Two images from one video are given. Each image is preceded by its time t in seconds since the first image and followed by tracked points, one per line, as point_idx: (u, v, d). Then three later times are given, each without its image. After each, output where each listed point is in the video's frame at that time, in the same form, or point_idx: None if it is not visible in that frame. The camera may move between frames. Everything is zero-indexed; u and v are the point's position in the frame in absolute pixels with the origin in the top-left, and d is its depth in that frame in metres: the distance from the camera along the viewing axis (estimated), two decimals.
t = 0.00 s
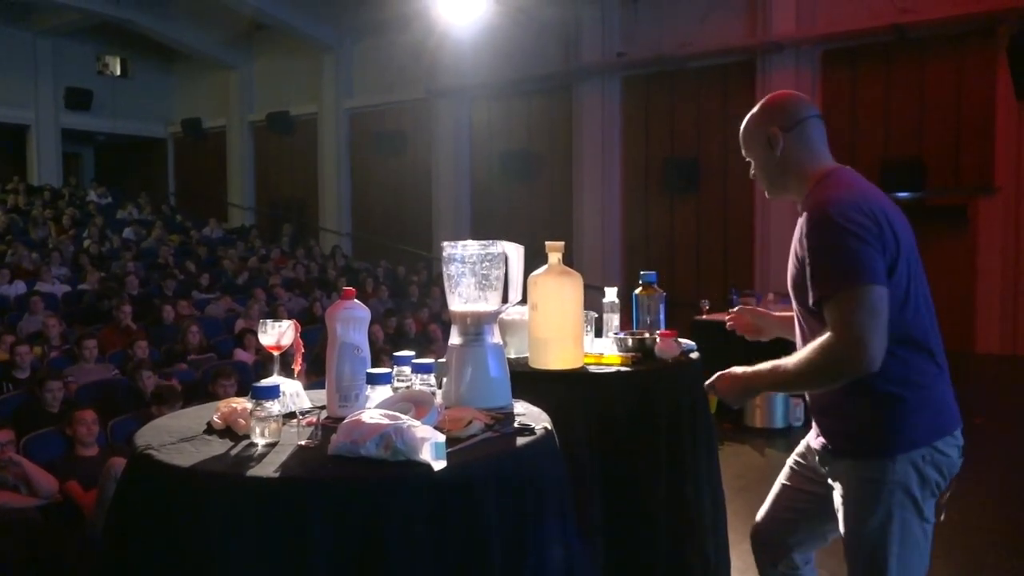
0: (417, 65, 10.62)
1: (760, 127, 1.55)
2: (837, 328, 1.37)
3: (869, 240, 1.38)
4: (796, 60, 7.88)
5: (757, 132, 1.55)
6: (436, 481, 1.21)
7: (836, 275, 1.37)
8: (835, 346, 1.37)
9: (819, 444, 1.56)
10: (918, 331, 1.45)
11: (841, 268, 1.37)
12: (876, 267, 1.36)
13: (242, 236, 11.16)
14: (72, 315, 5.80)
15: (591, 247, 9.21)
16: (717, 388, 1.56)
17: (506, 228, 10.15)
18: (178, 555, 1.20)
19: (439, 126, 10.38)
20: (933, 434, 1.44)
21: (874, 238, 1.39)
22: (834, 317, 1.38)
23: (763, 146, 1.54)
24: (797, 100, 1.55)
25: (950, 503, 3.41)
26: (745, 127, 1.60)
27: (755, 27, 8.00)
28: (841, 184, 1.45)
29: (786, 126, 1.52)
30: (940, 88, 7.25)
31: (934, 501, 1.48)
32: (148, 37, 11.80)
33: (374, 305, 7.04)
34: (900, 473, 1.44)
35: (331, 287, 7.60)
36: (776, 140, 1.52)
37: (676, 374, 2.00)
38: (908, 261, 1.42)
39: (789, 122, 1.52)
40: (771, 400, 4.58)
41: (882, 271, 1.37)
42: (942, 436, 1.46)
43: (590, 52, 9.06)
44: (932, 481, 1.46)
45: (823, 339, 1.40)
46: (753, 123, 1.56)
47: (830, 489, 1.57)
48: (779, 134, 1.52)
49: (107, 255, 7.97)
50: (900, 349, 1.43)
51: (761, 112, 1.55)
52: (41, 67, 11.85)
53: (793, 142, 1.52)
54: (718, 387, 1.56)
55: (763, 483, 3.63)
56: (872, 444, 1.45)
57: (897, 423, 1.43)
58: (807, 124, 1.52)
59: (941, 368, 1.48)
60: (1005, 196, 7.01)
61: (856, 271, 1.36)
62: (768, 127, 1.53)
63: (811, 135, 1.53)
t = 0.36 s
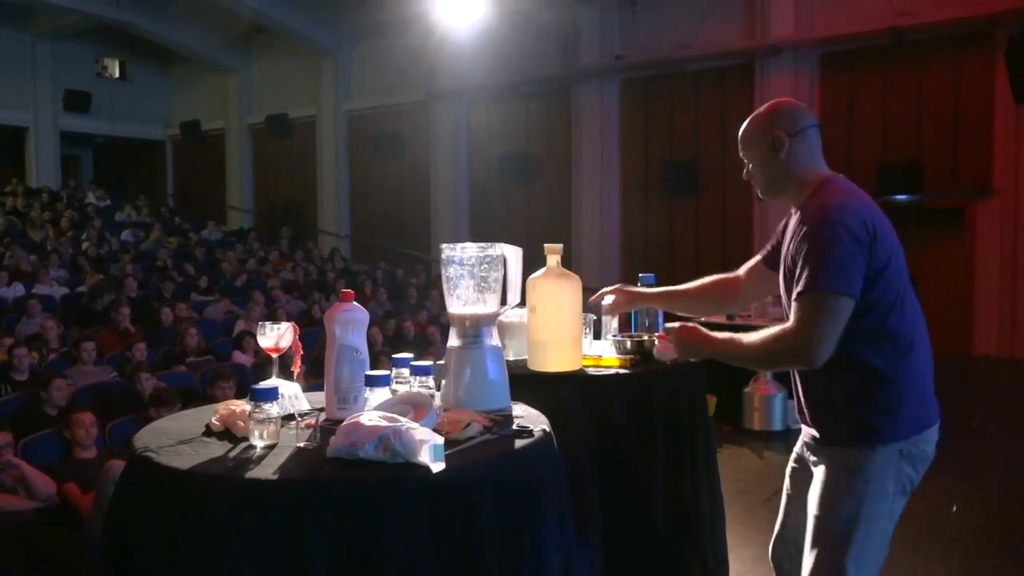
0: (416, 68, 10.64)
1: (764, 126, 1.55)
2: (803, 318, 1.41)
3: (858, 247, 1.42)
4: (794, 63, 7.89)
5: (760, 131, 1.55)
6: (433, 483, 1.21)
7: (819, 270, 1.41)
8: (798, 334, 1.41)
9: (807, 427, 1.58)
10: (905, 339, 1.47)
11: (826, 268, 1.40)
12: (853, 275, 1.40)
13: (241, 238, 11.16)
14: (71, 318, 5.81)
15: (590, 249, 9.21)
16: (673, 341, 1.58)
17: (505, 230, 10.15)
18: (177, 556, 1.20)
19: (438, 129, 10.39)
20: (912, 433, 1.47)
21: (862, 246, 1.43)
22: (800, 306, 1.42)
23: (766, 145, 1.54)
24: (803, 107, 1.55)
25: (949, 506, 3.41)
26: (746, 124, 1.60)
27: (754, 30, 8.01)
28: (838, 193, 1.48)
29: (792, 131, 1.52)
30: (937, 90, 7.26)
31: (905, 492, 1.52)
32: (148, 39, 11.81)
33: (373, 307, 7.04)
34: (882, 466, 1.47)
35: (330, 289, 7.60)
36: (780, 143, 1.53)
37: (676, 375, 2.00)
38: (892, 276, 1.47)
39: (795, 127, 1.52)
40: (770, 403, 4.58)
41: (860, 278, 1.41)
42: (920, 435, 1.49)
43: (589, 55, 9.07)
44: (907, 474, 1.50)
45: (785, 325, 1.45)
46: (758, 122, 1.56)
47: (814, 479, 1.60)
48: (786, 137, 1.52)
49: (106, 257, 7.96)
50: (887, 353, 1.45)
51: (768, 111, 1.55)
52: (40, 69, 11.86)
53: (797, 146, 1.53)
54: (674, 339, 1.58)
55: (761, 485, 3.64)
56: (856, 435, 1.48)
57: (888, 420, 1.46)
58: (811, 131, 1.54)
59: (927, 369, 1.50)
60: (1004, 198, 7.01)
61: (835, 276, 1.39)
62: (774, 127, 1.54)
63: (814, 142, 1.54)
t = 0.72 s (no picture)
0: (415, 69, 10.64)
1: (771, 112, 1.52)
2: (790, 308, 1.42)
3: (857, 246, 1.42)
4: (794, 65, 7.89)
5: (766, 117, 1.52)
6: (432, 485, 1.21)
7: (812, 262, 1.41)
8: (781, 321, 1.41)
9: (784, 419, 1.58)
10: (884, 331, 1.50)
11: (820, 263, 1.41)
12: (847, 275, 1.40)
13: (241, 238, 11.17)
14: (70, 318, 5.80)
15: (589, 250, 9.22)
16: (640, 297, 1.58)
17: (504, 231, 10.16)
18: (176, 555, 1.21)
19: (438, 130, 10.40)
20: (893, 422, 1.50)
21: (861, 246, 1.43)
22: (785, 293, 1.43)
23: (771, 132, 1.51)
24: (808, 101, 1.54)
25: (946, 507, 3.42)
26: (748, 108, 1.57)
27: (754, 32, 8.01)
28: (840, 192, 1.47)
29: (798, 124, 1.50)
30: (935, 92, 7.28)
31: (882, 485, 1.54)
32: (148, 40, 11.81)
33: (373, 308, 7.04)
34: (864, 456, 1.48)
35: (329, 290, 7.60)
36: (785, 134, 1.51)
37: (676, 376, 2.01)
38: (883, 277, 1.48)
39: (801, 120, 1.51)
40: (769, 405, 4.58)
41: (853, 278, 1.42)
42: (898, 426, 1.52)
43: (588, 56, 9.08)
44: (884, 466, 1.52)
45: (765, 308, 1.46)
46: (764, 110, 1.53)
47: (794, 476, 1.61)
48: (792, 127, 1.50)
49: (105, 257, 7.95)
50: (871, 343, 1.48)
51: (776, 97, 1.53)
52: (40, 69, 11.85)
53: (801, 138, 1.51)
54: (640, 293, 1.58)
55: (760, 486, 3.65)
56: (844, 430, 1.48)
57: (869, 411, 1.47)
58: (812, 127, 1.53)
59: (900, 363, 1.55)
60: (1003, 201, 7.02)
61: (828, 273, 1.40)
62: (782, 114, 1.51)
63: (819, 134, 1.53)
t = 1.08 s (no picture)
0: (415, 71, 10.65)
1: (778, 120, 1.38)
2: (817, 353, 1.28)
3: (873, 280, 1.31)
4: (794, 68, 7.90)
5: (774, 125, 1.38)
6: (431, 487, 1.21)
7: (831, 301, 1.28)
8: (810, 370, 1.27)
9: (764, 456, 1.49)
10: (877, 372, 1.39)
11: (843, 301, 1.28)
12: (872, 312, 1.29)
13: (240, 239, 11.17)
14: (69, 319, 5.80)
15: (589, 252, 9.22)
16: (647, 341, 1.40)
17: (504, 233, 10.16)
18: (174, 555, 1.21)
19: (438, 133, 10.40)
20: (876, 469, 1.39)
21: (874, 279, 1.32)
22: (806, 336, 1.30)
23: (780, 145, 1.37)
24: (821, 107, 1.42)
25: (943, 512, 3.42)
26: (755, 106, 1.41)
27: (754, 35, 8.02)
28: (853, 216, 1.37)
29: (816, 133, 1.38)
30: (935, 96, 7.29)
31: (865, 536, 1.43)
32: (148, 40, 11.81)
33: (372, 309, 7.05)
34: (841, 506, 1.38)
35: (328, 291, 7.61)
36: (802, 143, 1.37)
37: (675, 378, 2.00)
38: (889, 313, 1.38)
39: (818, 130, 1.38)
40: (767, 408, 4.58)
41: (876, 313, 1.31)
42: (883, 472, 1.41)
43: (588, 58, 9.08)
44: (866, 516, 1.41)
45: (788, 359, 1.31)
46: (779, 114, 1.38)
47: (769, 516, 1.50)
48: (804, 139, 1.37)
49: (104, 258, 7.95)
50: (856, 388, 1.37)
51: (783, 104, 1.39)
52: (40, 70, 11.85)
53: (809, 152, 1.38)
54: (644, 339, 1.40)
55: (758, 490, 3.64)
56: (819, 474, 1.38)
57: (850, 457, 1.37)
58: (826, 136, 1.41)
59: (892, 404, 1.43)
60: (1003, 205, 7.02)
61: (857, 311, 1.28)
62: (791, 125, 1.37)
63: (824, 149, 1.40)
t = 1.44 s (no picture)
0: (417, 73, 10.65)
1: (752, 86, 1.15)
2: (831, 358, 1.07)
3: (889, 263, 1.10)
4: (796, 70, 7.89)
5: (749, 93, 1.15)
6: (433, 487, 1.21)
7: (840, 296, 1.06)
8: (827, 382, 1.06)
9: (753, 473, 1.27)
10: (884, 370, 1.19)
11: (859, 294, 1.06)
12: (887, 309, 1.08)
13: (242, 240, 11.18)
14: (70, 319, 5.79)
15: (590, 253, 9.23)
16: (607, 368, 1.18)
17: (506, 234, 10.17)
18: (176, 555, 1.20)
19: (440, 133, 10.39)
20: (888, 481, 1.18)
21: (890, 260, 1.11)
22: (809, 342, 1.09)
23: (759, 119, 1.15)
24: (803, 66, 1.18)
25: (944, 514, 3.42)
26: (726, 72, 1.18)
27: (756, 37, 8.01)
28: (855, 194, 1.14)
29: (798, 100, 1.14)
30: (937, 99, 7.29)
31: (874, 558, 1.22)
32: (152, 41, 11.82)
33: (373, 310, 7.05)
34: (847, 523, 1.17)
35: (330, 291, 7.61)
36: (783, 115, 1.14)
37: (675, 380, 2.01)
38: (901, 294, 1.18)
39: (800, 96, 1.15)
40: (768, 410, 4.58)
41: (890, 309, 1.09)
42: (897, 484, 1.20)
43: (591, 60, 9.08)
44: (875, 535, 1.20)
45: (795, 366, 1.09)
46: (752, 82, 1.15)
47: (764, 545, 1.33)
48: (789, 102, 1.14)
49: (106, 257, 7.95)
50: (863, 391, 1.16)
51: (759, 66, 1.16)
52: (43, 69, 11.86)
53: (796, 120, 1.15)
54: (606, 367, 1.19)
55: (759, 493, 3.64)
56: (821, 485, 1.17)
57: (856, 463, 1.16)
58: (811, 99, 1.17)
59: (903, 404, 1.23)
60: (1005, 207, 7.02)
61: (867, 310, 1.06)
62: (770, 90, 1.14)
63: (811, 114, 1.18)
